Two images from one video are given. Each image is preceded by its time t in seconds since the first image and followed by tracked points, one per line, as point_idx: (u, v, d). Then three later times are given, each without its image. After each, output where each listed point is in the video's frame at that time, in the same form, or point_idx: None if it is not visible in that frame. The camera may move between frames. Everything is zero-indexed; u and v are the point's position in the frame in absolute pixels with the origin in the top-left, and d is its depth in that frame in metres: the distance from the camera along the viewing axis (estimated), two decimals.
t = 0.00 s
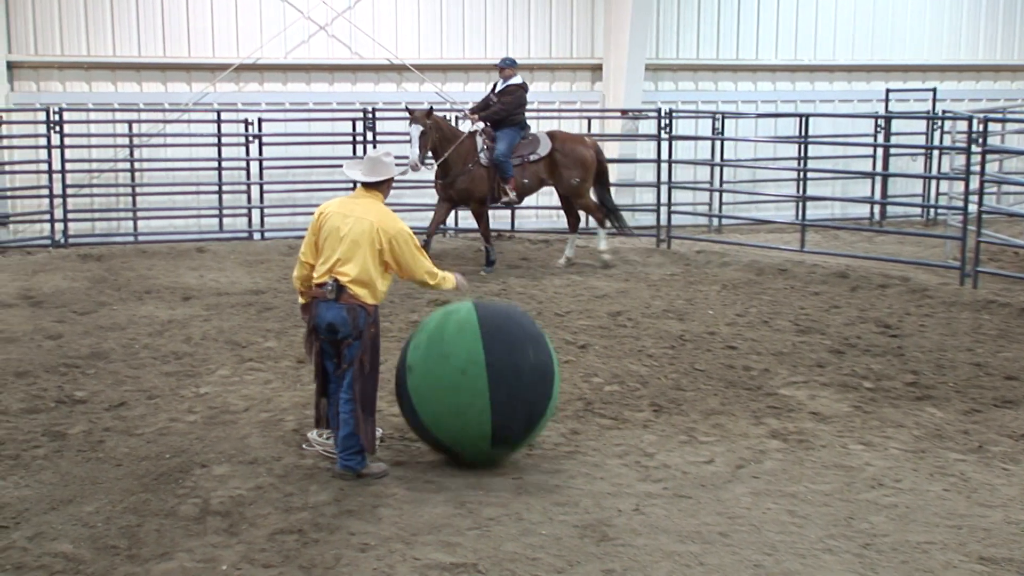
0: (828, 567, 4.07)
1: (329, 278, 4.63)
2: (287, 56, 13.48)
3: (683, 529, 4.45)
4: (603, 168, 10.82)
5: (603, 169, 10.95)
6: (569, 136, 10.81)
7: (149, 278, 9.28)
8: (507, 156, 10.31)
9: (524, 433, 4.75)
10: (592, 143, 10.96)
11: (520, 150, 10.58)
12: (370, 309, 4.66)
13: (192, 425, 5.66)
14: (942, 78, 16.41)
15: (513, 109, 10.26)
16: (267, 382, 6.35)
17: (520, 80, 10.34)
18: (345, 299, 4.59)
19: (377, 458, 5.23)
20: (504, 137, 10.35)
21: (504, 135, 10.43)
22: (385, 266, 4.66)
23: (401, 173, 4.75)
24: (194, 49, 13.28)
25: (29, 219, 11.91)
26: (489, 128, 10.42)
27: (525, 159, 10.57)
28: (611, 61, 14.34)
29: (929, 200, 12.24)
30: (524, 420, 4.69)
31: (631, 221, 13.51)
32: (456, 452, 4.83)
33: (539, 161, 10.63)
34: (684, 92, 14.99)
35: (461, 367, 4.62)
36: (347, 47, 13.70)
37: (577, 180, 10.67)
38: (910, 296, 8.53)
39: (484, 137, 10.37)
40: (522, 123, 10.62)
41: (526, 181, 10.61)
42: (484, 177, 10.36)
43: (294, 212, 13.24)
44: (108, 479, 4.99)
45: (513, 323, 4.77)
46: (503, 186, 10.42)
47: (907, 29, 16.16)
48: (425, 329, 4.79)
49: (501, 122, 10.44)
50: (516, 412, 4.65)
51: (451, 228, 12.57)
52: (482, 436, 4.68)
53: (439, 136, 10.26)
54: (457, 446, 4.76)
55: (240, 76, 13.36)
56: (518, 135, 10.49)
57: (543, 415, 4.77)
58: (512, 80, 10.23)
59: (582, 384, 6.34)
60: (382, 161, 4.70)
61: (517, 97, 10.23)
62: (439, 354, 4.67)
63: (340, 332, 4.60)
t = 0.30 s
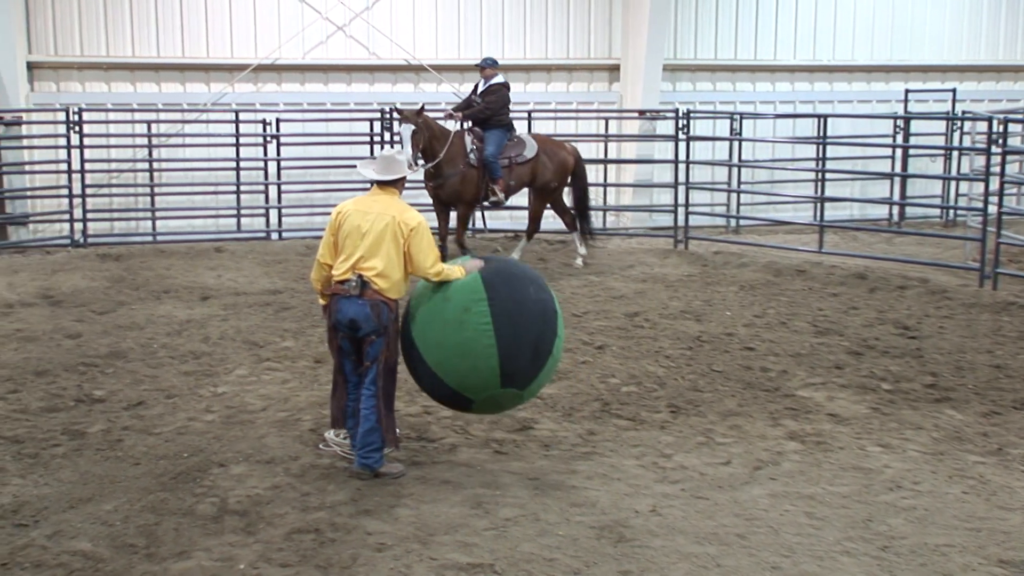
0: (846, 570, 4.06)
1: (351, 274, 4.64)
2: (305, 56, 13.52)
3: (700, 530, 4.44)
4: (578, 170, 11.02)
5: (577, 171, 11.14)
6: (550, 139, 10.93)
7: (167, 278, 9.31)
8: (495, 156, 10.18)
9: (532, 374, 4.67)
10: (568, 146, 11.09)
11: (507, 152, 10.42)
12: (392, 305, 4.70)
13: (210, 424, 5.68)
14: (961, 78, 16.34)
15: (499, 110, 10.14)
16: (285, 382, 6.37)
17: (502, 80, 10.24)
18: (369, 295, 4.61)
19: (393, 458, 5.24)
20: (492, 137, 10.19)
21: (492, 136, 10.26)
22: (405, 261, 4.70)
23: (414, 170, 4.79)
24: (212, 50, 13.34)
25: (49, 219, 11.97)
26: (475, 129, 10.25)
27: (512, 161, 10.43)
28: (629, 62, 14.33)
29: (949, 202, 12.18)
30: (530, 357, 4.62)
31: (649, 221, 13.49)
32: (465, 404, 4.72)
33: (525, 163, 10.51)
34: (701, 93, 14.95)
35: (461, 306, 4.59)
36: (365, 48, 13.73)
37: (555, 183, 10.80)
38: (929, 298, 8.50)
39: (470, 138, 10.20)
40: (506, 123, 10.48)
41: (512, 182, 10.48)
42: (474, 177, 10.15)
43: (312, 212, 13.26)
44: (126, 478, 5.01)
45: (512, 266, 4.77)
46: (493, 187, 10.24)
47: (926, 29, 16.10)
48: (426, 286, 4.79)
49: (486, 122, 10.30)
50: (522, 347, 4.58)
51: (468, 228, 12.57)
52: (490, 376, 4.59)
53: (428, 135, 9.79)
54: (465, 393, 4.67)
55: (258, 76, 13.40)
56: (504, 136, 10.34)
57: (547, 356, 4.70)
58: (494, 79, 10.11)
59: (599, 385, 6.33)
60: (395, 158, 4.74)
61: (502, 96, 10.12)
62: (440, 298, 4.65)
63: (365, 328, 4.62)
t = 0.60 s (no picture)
0: (872, 573, 4.03)
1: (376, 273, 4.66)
2: (330, 57, 13.57)
3: (725, 532, 4.43)
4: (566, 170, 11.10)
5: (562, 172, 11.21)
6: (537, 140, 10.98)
7: (193, 277, 9.36)
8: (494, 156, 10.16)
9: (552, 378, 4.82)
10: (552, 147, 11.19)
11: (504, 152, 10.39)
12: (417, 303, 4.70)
13: (235, 423, 5.70)
14: (990, 79, 16.24)
15: (497, 110, 10.13)
16: (309, 381, 6.39)
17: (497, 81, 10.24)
18: (393, 292, 4.61)
19: (417, 458, 5.24)
20: (492, 137, 10.16)
21: (489, 136, 10.21)
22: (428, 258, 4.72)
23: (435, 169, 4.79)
24: (239, 50, 13.43)
25: (76, 218, 12.05)
26: (473, 129, 10.20)
27: (508, 161, 10.44)
28: (654, 62, 14.32)
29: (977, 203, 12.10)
30: (549, 361, 4.78)
31: (673, 222, 13.46)
32: (490, 419, 4.84)
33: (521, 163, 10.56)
34: (727, 93, 14.89)
35: (480, 317, 4.79)
36: (390, 48, 13.77)
37: (551, 181, 10.87)
38: (957, 300, 8.44)
39: (467, 137, 10.14)
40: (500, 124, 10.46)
41: (510, 182, 10.49)
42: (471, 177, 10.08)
43: (337, 212, 13.30)
44: (152, 476, 5.04)
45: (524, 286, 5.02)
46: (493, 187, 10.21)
47: (953, 30, 16.04)
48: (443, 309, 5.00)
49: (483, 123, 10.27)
50: (540, 348, 4.74)
51: (492, 228, 12.57)
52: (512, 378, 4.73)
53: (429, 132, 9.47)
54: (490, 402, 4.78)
55: (283, 76, 13.45)
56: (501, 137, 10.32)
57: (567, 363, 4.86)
58: (491, 81, 10.09)
59: (623, 386, 6.32)
60: (416, 158, 4.75)
61: (499, 98, 10.10)
62: (458, 311, 4.87)
63: (389, 326, 4.63)
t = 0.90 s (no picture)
0: None
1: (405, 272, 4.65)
2: (359, 57, 13.62)
3: (752, 534, 4.41)
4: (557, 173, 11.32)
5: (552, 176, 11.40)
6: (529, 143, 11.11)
7: (221, 276, 9.41)
8: (497, 155, 10.14)
9: (574, 332, 4.75)
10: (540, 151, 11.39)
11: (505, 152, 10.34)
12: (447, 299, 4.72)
13: (263, 422, 5.73)
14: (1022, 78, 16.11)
15: (496, 108, 10.08)
16: (337, 380, 6.41)
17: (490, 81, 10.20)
18: (426, 290, 4.62)
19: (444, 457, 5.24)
20: (493, 135, 10.13)
21: (489, 135, 10.15)
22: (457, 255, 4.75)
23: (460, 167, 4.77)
24: (268, 50, 13.50)
25: (107, 217, 12.14)
26: (473, 129, 10.11)
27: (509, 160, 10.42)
28: (683, 62, 14.28)
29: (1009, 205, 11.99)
30: (569, 312, 4.73)
31: (702, 222, 13.43)
32: (516, 378, 4.75)
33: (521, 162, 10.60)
34: (756, 93, 14.83)
35: (500, 275, 4.79)
36: (419, 48, 13.80)
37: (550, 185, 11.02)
38: (988, 302, 8.37)
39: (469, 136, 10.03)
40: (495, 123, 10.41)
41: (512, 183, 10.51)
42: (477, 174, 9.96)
43: (365, 212, 13.33)
44: (181, 473, 5.08)
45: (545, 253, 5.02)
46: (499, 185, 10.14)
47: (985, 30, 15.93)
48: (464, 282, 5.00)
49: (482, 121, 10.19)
50: (558, 299, 4.70)
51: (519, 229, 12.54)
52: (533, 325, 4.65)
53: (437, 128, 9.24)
54: (512, 353, 4.69)
55: (312, 76, 13.51)
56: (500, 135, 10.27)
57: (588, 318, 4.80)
58: (488, 78, 10.02)
59: (650, 387, 6.31)
60: (440, 158, 4.73)
61: (497, 96, 10.05)
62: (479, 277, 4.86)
63: (423, 323, 4.63)
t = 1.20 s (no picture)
0: None
1: (431, 272, 4.76)
2: (383, 57, 13.67)
3: (777, 536, 4.39)
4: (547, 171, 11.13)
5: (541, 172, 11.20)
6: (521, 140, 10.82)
7: (245, 275, 9.45)
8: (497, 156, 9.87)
9: (581, 317, 4.91)
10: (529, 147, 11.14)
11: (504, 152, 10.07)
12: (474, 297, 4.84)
13: (288, 421, 5.75)
14: None
15: (496, 105, 9.72)
16: (361, 379, 6.42)
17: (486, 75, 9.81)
18: (453, 289, 4.74)
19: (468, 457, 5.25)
20: (493, 136, 9.81)
21: (489, 134, 9.83)
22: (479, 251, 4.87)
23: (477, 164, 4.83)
24: (293, 51, 13.56)
25: (133, 217, 12.21)
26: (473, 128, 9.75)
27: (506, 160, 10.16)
28: (708, 62, 14.24)
29: None
30: (572, 298, 4.90)
31: (726, 223, 13.41)
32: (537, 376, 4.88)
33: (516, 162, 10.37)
34: (782, 93, 14.77)
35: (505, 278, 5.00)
36: (443, 48, 13.81)
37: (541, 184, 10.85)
38: (1016, 303, 8.30)
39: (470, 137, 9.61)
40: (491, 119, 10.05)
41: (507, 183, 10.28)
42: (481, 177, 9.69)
43: (389, 212, 13.35)
44: (206, 471, 5.10)
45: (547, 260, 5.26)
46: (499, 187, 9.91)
47: (1013, 30, 15.82)
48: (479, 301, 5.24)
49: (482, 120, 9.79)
50: (559, 288, 4.90)
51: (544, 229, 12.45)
52: (540, 314, 4.86)
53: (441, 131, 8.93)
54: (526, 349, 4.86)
55: (337, 76, 13.56)
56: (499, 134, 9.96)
57: (592, 301, 4.96)
58: (485, 75, 9.65)
59: (674, 388, 6.29)
60: (455, 157, 4.79)
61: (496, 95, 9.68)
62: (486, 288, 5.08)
63: (454, 324, 4.76)
